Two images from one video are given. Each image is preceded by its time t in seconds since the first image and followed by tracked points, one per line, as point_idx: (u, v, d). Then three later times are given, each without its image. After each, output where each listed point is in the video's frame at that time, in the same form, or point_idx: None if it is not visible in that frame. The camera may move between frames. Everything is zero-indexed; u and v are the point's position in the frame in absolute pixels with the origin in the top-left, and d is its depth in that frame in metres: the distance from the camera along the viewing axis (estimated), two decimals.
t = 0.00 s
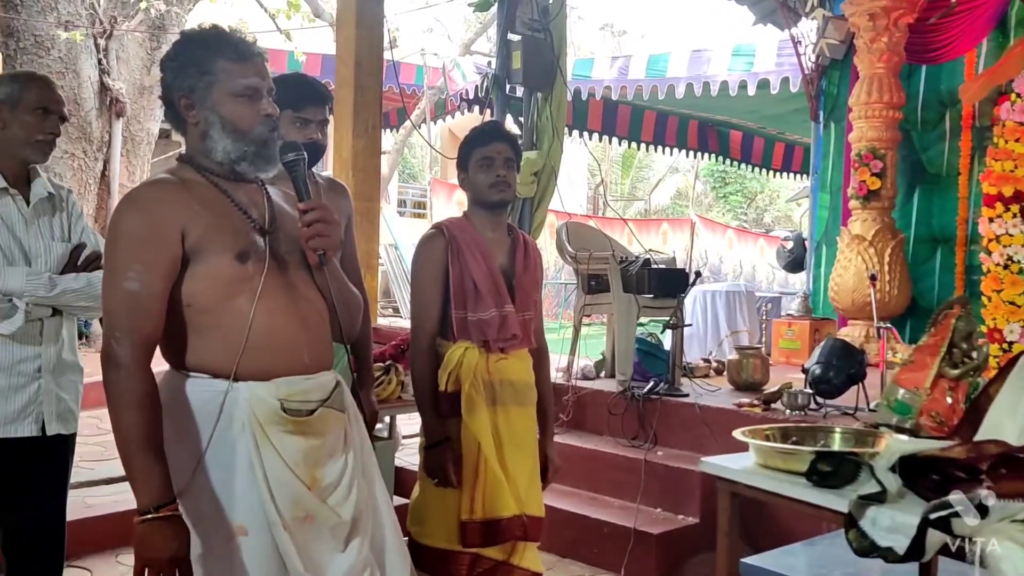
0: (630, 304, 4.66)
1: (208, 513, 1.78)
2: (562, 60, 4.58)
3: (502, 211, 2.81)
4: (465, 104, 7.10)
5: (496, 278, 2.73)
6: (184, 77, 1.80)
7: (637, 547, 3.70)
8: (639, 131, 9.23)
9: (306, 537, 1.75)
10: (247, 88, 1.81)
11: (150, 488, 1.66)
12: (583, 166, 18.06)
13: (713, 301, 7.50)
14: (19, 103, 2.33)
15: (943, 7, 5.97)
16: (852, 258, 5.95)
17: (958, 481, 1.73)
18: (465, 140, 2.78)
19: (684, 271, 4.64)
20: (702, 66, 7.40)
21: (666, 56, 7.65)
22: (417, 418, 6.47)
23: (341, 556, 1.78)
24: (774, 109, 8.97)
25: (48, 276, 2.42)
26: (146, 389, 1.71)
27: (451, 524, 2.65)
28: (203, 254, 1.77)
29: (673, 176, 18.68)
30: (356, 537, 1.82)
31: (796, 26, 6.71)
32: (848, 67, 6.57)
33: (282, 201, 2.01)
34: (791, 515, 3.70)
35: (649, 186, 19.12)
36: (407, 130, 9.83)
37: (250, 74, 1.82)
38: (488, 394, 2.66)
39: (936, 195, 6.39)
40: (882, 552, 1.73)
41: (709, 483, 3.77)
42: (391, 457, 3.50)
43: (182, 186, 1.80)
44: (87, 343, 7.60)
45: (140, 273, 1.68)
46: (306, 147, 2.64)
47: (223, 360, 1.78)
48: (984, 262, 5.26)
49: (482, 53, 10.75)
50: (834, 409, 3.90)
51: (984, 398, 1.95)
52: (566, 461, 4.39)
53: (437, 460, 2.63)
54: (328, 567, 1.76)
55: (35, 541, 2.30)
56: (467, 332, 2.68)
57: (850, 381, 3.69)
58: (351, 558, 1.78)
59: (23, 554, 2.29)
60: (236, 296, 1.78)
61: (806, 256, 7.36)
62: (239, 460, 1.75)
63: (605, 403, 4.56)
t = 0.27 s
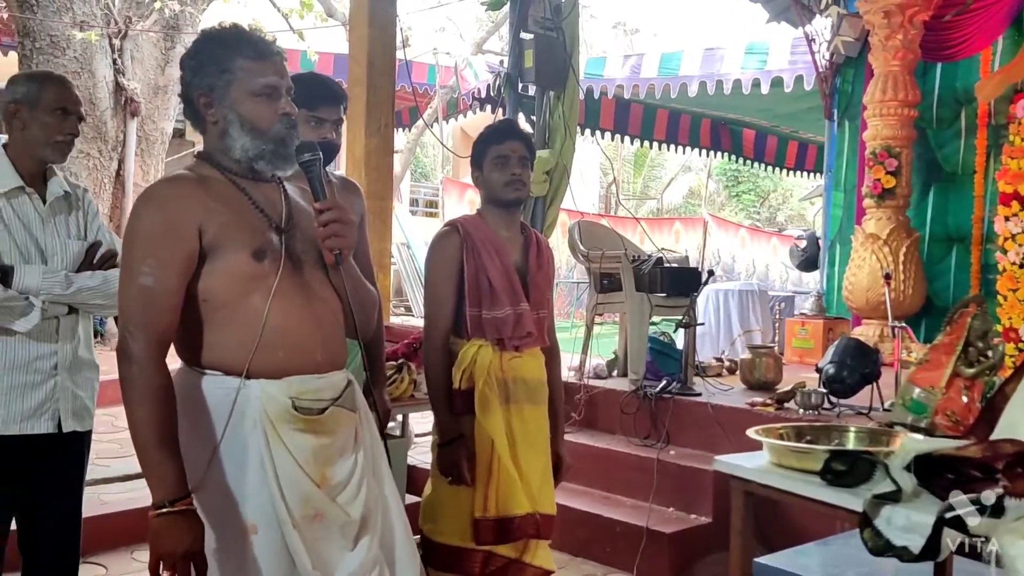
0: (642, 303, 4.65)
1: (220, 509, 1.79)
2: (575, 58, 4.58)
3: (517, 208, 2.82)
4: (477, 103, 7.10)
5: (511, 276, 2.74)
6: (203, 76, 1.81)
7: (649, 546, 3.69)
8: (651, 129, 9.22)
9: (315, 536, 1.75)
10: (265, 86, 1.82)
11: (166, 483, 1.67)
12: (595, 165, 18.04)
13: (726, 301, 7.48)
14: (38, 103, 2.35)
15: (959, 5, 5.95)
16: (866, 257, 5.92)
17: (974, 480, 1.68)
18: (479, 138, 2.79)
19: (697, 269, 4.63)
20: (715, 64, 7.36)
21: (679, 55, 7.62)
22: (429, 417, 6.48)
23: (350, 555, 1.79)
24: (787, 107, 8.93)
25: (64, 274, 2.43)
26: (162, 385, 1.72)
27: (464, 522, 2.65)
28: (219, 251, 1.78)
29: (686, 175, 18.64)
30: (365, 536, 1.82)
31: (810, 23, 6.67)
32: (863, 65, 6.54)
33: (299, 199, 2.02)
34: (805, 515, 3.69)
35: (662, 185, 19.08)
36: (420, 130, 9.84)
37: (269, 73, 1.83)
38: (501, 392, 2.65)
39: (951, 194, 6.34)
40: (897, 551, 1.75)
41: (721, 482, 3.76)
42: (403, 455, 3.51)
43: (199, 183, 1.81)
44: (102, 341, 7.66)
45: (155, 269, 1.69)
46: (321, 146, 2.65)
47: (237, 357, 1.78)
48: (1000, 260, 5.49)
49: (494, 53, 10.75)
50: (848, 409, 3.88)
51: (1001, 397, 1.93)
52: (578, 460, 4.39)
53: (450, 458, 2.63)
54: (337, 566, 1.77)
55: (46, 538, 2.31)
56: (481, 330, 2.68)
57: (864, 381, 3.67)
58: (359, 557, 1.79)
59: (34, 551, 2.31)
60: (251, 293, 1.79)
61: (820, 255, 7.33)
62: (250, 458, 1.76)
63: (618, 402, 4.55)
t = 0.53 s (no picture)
0: (654, 303, 4.67)
1: (234, 507, 1.80)
2: (587, 58, 4.58)
3: (529, 208, 2.82)
4: (489, 102, 7.09)
5: (523, 276, 2.74)
6: (221, 76, 1.83)
7: (660, 546, 3.69)
8: (662, 129, 9.19)
9: (328, 535, 1.76)
10: (282, 87, 1.82)
11: (189, 480, 1.68)
12: (605, 164, 18.02)
13: (737, 301, 7.46)
14: (76, 110, 2.34)
15: (972, 4, 5.92)
16: (878, 257, 5.89)
17: (988, 482, 1.66)
18: (490, 138, 2.78)
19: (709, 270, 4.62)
20: (726, 64, 7.33)
21: (690, 54, 7.59)
22: (440, 416, 6.49)
23: (363, 554, 1.80)
24: (798, 107, 8.92)
25: (80, 272, 2.45)
26: (178, 384, 1.73)
27: (476, 522, 2.66)
28: (234, 251, 1.79)
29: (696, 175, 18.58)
30: (377, 536, 1.83)
31: (822, 23, 6.63)
32: (876, 64, 6.52)
33: (312, 200, 2.03)
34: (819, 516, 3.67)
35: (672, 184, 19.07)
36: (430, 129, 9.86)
37: (286, 74, 1.83)
38: (512, 392, 2.66)
39: (965, 193, 6.31)
40: (911, 552, 1.74)
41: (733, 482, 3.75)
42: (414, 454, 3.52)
43: (214, 183, 1.82)
44: (115, 340, 7.70)
45: (171, 269, 1.71)
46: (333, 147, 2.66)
47: (250, 357, 1.79)
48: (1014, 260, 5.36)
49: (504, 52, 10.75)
50: (860, 410, 3.86)
51: (1015, 398, 1.91)
52: (589, 460, 4.39)
53: (462, 457, 2.63)
54: (349, 565, 1.78)
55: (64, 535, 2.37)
56: (493, 330, 2.68)
57: (876, 381, 3.66)
58: (372, 556, 1.80)
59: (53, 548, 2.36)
60: (265, 294, 1.80)
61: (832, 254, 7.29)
62: (264, 457, 1.77)
63: (628, 401, 4.55)
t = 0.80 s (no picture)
0: (662, 303, 4.70)
1: (245, 506, 1.81)
2: (596, 57, 4.58)
3: (536, 208, 2.82)
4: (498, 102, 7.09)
5: (531, 276, 2.74)
6: (232, 76, 1.84)
7: (668, 546, 3.69)
8: (672, 128, 9.17)
9: (339, 534, 1.77)
10: (293, 87, 1.83)
11: (193, 479, 1.69)
12: (614, 164, 18.00)
13: (746, 301, 7.45)
14: (96, 113, 2.36)
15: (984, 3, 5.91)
16: (888, 257, 5.87)
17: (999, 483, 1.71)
18: (497, 139, 2.78)
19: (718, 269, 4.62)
20: (735, 63, 7.31)
21: (700, 53, 7.57)
22: (448, 415, 6.50)
23: (373, 553, 1.80)
24: (808, 106, 8.89)
25: (98, 272, 2.47)
26: (187, 383, 1.74)
27: (484, 521, 2.66)
28: (243, 250, 1.80)
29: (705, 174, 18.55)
30: (388, 534, 1.84)
31: (833, 22, 6.60)
32: (886, 63, 6.49)
33: (321, 200, 2.04)
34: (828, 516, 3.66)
35: (681, 184, 19.04)
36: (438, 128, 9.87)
37: (297, 75, 1.84)
38: (520, 392, 2.66)
39: (975, 193, 6.29)
40: (921, 554, 1.73)
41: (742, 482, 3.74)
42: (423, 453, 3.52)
43: (224, 183, 1.83)
44: (125, 338, 7.73)
45: (180, 268, 1.72)
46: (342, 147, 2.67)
47: (260, 356, 1.80)
48: None
49: (513, 51, 10.75)
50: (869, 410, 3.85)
51: None
52: (597, 459, 4.39)
53: (470, 457, 2.64)
54: (360, 564, 1.78)
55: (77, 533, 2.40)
56: (501, 330, 2.69)
57: (886, 381, 3.65)
58: (382, 555, 1.81)
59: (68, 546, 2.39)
60: (275, 293, 1.81)
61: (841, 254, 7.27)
62: (274, 455, 1.77)
63: (637, 401, 4.55)
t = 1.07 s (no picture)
0: (673, 302, 4.70)
1: (255, 504, 1.81)
2: (606, 56, 4.57)
3: (546, 207, 2.82)
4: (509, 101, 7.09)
5: (541, 275, 2.74)
6: (243, 74, 1.84)
7: (678, 547, 3.68)
8: (683, 127, 9.14)
9: (349, 533, 1.77)
10: (303, 85, 1.84)
11: (202, 478, 1.70)
12: (625, 163, 17.98)
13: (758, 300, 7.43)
14: (112, 111, 2.38)
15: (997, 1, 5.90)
16: (901, 256, 5.85)
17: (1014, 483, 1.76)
18: (506, 138, 2.78)
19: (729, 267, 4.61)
20: (747, 62, 7.29)
21: (711, 52, 7.54)
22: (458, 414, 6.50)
23: (383, 552, 1.80)
24: (820, 105, 8.85)
25: (114, 269, 2.46)
26: (197, 381, 1.74)
27: (495, 520, 2.66)
28: (254, 249, 1.80)
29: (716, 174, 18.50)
30: (398, 534, 1.84)
31: (845, 20, 6.57)
32: (899, 61, 6.44)
33: (332, 198, 2.05)
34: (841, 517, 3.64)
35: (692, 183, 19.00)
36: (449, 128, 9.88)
37: (307, 73, 1.85)
38: (530, 391, 2.66)
39: (989, 193, 6.24)
40: (934, 554, 1.70)
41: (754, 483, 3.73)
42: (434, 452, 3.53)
43: (235, 182, 1.84)
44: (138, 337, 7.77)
45: (191, 267, 1.72)
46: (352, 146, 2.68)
47: (270, 355, 1.80)
48: None
49: (524, 51, 10.75)
50: (881, 410, 3.82)
51: None
52: (608, 459, 4.38)
53: (480, 455, 2.63)
54: (370, 563, 1.78)
55: (94, 533, 2.41)
56: (510, 330, 2.68)
57: (899, 381, 3.63)
58: (393, 554, 1.81)
59: (86, 545, 2.41)
60: (285, 292, 1.81)
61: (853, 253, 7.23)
62: (285, 455, 1.78)
63: (648, 401, 4.54)
